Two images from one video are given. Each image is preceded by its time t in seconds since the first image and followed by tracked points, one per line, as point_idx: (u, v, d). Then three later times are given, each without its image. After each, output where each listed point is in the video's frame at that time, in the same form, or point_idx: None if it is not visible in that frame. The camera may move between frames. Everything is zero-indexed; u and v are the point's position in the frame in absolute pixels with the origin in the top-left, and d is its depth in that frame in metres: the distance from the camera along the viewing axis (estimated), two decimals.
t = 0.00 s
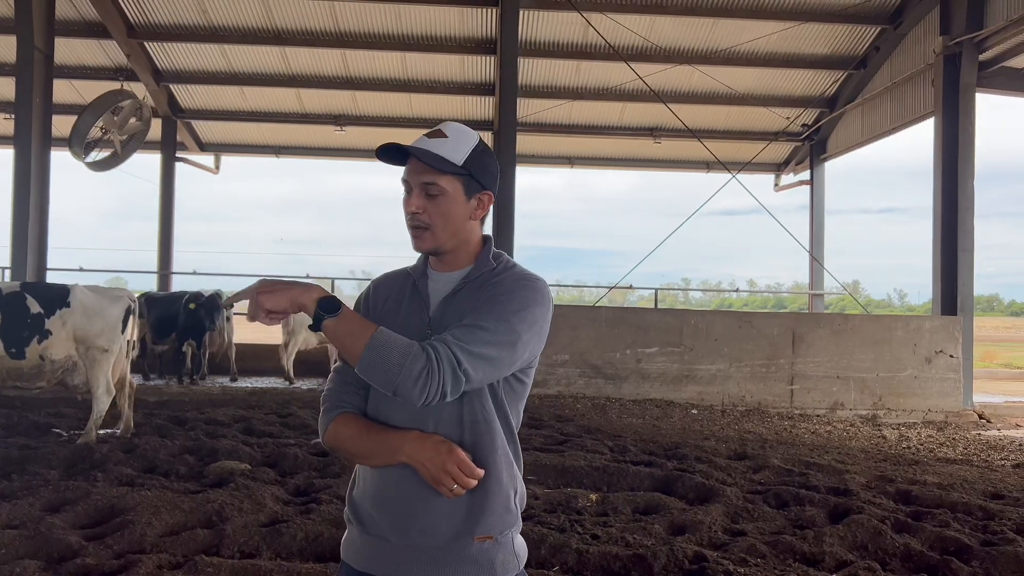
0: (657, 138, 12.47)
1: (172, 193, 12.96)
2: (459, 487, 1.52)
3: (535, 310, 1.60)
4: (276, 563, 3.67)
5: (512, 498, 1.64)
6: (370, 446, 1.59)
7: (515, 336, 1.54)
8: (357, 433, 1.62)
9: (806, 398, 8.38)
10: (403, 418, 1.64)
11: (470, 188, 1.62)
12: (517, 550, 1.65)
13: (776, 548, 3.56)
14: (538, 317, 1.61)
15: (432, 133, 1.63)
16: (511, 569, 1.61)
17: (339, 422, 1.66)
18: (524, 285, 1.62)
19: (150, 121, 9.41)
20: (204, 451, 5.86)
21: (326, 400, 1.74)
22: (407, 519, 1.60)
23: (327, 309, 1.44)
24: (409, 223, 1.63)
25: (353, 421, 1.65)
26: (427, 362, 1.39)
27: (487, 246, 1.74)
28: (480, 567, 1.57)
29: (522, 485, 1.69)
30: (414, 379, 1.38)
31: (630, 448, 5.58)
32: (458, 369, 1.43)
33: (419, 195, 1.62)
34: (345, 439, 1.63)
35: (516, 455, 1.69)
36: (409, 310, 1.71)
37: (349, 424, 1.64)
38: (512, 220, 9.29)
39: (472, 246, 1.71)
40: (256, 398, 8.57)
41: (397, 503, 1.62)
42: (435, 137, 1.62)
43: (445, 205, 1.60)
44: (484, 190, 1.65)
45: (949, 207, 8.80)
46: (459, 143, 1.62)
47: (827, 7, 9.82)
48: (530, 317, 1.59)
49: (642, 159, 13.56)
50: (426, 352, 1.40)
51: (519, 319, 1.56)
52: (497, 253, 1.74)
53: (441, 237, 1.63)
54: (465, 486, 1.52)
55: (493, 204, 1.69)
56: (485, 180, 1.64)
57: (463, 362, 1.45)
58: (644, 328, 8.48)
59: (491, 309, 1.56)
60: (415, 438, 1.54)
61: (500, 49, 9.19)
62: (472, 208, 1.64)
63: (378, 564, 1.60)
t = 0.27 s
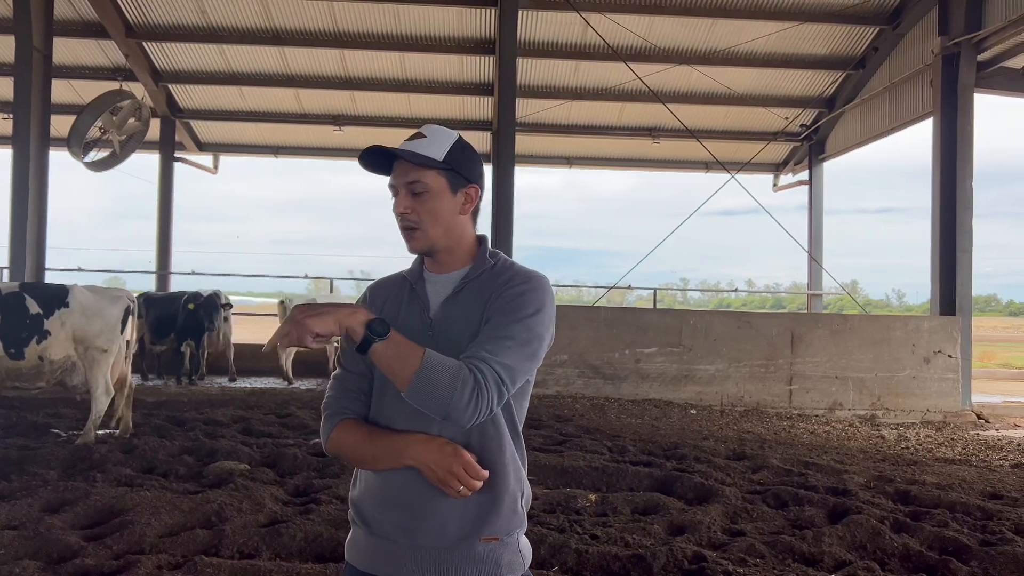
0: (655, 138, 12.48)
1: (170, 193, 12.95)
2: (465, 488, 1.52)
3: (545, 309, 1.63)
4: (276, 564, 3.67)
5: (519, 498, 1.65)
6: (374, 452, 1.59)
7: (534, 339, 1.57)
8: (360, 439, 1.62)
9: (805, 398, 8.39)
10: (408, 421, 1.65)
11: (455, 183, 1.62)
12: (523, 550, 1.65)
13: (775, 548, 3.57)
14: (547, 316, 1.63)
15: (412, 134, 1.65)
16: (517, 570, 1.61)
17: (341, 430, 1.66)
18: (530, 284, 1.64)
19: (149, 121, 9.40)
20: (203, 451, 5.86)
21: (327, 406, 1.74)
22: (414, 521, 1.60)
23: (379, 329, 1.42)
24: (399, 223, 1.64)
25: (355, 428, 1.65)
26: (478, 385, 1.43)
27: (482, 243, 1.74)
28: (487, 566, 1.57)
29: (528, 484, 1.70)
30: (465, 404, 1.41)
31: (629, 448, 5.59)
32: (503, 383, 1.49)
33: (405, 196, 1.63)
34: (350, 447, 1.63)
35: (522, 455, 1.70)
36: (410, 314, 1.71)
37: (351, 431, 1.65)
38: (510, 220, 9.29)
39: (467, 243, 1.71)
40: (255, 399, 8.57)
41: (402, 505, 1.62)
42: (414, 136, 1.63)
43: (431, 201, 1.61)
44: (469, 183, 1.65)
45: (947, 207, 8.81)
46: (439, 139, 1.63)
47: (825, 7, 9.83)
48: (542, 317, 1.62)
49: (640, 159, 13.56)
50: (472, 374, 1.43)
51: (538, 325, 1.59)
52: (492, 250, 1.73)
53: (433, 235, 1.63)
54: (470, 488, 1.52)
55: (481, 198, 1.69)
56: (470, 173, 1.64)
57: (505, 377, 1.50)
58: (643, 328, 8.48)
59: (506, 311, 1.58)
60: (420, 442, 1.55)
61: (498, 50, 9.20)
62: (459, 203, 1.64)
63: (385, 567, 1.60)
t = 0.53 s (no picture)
0: (654, 138, 12.48)
1: (170, 193, 12.95)
2: (474, 487, 1.54)
3: (547, 306, 1.65)
4: (275, 564, 3.67)
5: (524, 497, 1.66)
6: (378, 455, 1.59)
7: (541, 336, 1.59)
8: (361, 443, 1.62)
9: (804, 398, 8.39)
10: (410, 422, 1.66)
11: (443, 180, 1.63)
12: (527, 550, 1.66)
13: (775, 548, 3.57)
14: (549, 313, 1.65)
15: (398, 137, 1.66)
16: (522, 569, 1.62)
17: (341, 435, 1.65)
18: (531, 281, 1.65)
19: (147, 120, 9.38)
20: (202, 451, 5.86)
21: (324, 411, 1.74)
22: (419, 521, 1.60)
23: (397, 334, 1.41)
24: (391, 225, 1.64)
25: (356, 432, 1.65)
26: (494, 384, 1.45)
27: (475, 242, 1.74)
28: (493, 566, 1.58)
29: (531, 483, 1.71)
30: (484, 405, 1.43)
31: (628, 448, 5.59)
32: (517, 381, 1.51)
33: (395, 196, 1.63)
34: (352, 452, 1.62)
35: (524, 454, 1.71)
36: (407, 314, 1.70)
37: (351, 435, 1.64)
38: (510, 221, 9.30)
39: (461, 242, 1.71)
40: (254, 399, 8.58)
41: (406, 506, 1.62)
42: (401, 139, 1.64)
43: (421, 200, 1.61)
44: (457, 180, 1.65)
45: (946, 208, 8.82)
46: (425, 139, 1.63)
47: (825, 7, 9.83)
48: (545, 314, 1.64)
49: (640, 159, 13.57)
50: (488, 375, 1.45)
51: (543, 323, 1.61)
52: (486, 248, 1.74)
53: (426, 233, 1.63)
54: (479, 486, 1.53)
55: (471, 195, 1.69)
56: (458, 170, 1.64)
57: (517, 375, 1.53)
58: (643, 328, 8.49)
59: (511, 309, 1.59)
60: (427, 443, 1.55)
61: (497, 50, 9.20)
62: (449, 201, 1.64)
63: (391, 568, 1.60)
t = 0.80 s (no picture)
0: (653, 138, 12.48)
1: (168, 193, 12.94)
2: (471, 485, 1.53)
3: (539, 301, 1.64)
4: (273, 564, 3.66)
5: (519, 496, 1.65)
6: (374, 456, 1.59)
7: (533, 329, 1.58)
8: (357, 446, 1.61)
9: (802, 398, 8.39)
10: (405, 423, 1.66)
11: (429, 184, 1.62)
12: (524, 549, 1.66)
13: (772, 548, 3.57)
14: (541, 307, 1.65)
15: (379, 143, 1.64)
16: (520, 569, 1.62)
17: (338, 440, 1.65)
18: (522, 278, 1.65)
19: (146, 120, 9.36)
20: (201, 451, 5.85)
21: (320, 416, 1.73)
22: (416, 521, 1.60)
23: (392, 332, 1.40)
24: (380, 233, 1.63)
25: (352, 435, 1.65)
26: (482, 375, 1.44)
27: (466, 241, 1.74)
28: (491, 566, 1.57)
29: (527, 482, 1.70)
30: (478, 402, 1.42)
31: (627, 448, 5.59)
32: (510, 378, 1.50)
33: (382, 204, 1.62)
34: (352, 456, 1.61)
35: (519, 453, 1.71)
36: (400, 316, 1.70)
37: (347, 438, 1.64)
38: (508, 221, 9.29)
39: (451, 243, 1.71)
40: (253, 399, 8.57)
41: (404, 506, 1.62)
42: (381, 145, 1.62)
43: (409, 206, 1.60)
44: (442, 181, 1.64)
45: (944, 208, 8.82)
46: (406, 143, 1.62)
47: (823, 7, 9.84)
48: (537, 309, 1.63)
49: (638, 159, 13.57)
50: (481, 372, 1.44)
51: (535, 319, 1.61)
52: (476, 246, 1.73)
53: (417, 238, 1.63)
54: (476, 484, 1.53)
55: (457, 194, 1.68)
56: (442, 171, 1.63)
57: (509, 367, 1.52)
58: (642, 328, 8.49)
59: (503, 306, 1.59)
60: (422, 443, 1.55)
61: (496, 50, 9.19)
62: (436, 203, 1.64)
63: (389, 569, 1.59)
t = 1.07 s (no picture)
0: (651, 139, 12.47)
1: (166, 193, 12.92)
2: (465, 487, 1.52)
3: (535, 302, 1.63)
4: (270, 565, 3.65)
5: (515, 498, 1.65)
6: (370, 458, 1.58)
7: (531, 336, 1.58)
8: (353, 446, 1.60)
9: (801, 398, 8.39)
10: (401, 424, 1.65)
11: (421, 185, 1.61)
12: (520, 549, 1.65)
13: (770, 548, 3.56)
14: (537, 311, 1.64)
15: (370, 145, 1.63)
16: (515, 570, 1.61)
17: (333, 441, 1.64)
18: (518, 279, 1.64)
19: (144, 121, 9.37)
20: (199, 452, 5.84)
21: (317, 416, 1.72)
22: (411, 522, 1.59)
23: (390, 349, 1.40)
24: (374, 235, 1.63)
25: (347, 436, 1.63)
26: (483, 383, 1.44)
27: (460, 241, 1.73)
28: (486, 566, 1.56)
29: (522, 483, 1.70)
30: (484, 411, 1.43)
31: (625, 449, 5.58)
32: (513, 383, 1.51)
33: (375, 207, 1.61)
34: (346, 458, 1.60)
35: (515, 454, 1.70)
36: (396, 318, 1.69)
37: (343, 438, 1.63)
38: (507, 221, 9.28)
39: (445, 243, 1.70)
40: (251, 399, 8.56)
41: (400, 505, 1.61)
42: (373, 147, 1.61)
43: (402, 208, 1.59)
44: (435, 181, 1.63)
45: (942, 208, 8.82)
46: (398, 145, 1.60)
47: (822, 7, 9.84)
48: (534, 311, 1.62)
49: (637, 159, 13.57)
50: (486, 381, 1.44)
51: (532, 321, 1.60)
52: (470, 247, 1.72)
53: (411, 240, 1.62)
54: (470, 486, 1.52)
55: (451, 193, 1.67)
56: (434, 172, 1.62)
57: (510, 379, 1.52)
58: (640, 328, 8.48)
59: (500, 310, 1.58)
60: (416, 445, 1.54)
61: (495, 50, 9.18)
62: (429, 204, 1.63)
63: (383, 569, 1.59)
